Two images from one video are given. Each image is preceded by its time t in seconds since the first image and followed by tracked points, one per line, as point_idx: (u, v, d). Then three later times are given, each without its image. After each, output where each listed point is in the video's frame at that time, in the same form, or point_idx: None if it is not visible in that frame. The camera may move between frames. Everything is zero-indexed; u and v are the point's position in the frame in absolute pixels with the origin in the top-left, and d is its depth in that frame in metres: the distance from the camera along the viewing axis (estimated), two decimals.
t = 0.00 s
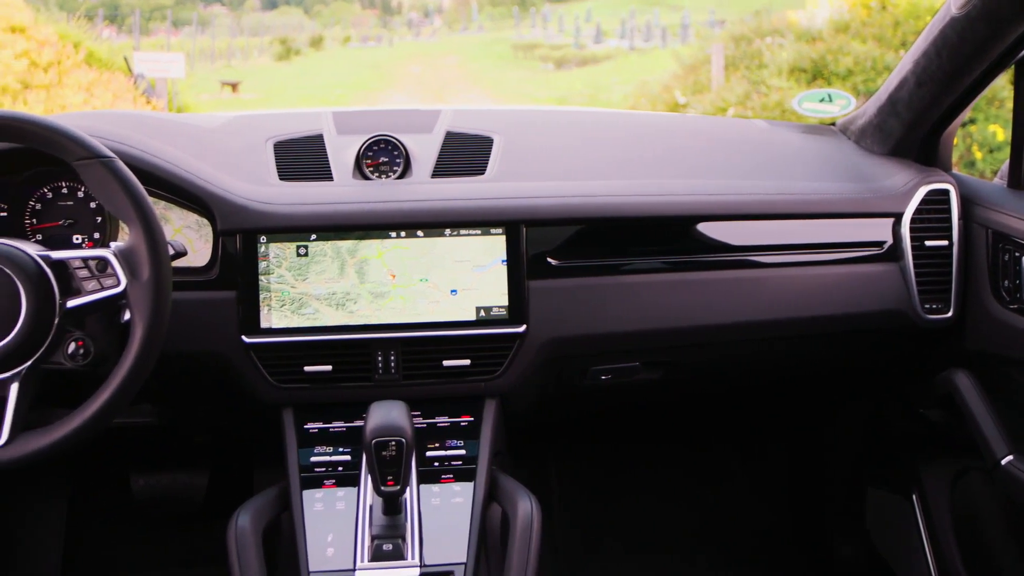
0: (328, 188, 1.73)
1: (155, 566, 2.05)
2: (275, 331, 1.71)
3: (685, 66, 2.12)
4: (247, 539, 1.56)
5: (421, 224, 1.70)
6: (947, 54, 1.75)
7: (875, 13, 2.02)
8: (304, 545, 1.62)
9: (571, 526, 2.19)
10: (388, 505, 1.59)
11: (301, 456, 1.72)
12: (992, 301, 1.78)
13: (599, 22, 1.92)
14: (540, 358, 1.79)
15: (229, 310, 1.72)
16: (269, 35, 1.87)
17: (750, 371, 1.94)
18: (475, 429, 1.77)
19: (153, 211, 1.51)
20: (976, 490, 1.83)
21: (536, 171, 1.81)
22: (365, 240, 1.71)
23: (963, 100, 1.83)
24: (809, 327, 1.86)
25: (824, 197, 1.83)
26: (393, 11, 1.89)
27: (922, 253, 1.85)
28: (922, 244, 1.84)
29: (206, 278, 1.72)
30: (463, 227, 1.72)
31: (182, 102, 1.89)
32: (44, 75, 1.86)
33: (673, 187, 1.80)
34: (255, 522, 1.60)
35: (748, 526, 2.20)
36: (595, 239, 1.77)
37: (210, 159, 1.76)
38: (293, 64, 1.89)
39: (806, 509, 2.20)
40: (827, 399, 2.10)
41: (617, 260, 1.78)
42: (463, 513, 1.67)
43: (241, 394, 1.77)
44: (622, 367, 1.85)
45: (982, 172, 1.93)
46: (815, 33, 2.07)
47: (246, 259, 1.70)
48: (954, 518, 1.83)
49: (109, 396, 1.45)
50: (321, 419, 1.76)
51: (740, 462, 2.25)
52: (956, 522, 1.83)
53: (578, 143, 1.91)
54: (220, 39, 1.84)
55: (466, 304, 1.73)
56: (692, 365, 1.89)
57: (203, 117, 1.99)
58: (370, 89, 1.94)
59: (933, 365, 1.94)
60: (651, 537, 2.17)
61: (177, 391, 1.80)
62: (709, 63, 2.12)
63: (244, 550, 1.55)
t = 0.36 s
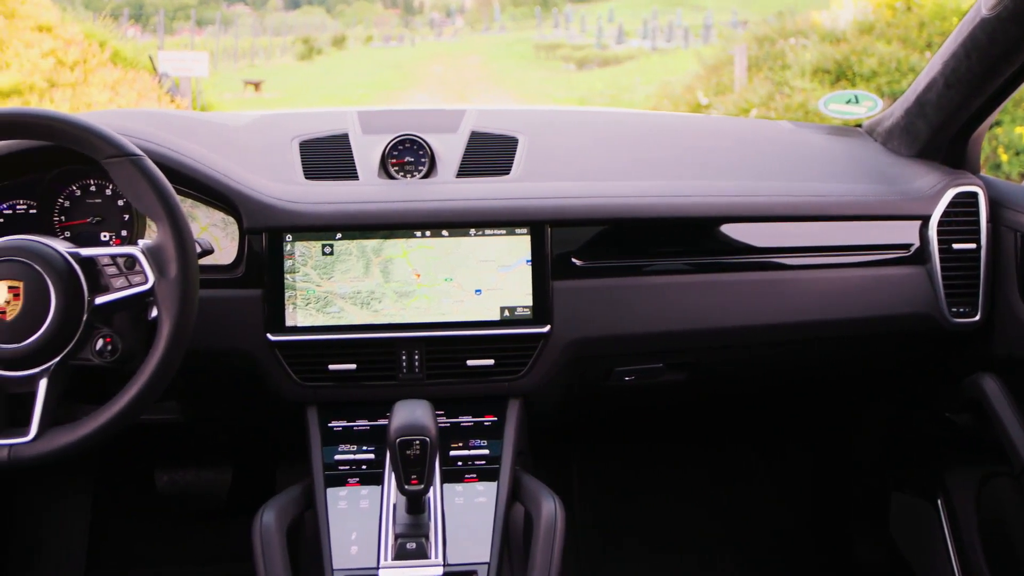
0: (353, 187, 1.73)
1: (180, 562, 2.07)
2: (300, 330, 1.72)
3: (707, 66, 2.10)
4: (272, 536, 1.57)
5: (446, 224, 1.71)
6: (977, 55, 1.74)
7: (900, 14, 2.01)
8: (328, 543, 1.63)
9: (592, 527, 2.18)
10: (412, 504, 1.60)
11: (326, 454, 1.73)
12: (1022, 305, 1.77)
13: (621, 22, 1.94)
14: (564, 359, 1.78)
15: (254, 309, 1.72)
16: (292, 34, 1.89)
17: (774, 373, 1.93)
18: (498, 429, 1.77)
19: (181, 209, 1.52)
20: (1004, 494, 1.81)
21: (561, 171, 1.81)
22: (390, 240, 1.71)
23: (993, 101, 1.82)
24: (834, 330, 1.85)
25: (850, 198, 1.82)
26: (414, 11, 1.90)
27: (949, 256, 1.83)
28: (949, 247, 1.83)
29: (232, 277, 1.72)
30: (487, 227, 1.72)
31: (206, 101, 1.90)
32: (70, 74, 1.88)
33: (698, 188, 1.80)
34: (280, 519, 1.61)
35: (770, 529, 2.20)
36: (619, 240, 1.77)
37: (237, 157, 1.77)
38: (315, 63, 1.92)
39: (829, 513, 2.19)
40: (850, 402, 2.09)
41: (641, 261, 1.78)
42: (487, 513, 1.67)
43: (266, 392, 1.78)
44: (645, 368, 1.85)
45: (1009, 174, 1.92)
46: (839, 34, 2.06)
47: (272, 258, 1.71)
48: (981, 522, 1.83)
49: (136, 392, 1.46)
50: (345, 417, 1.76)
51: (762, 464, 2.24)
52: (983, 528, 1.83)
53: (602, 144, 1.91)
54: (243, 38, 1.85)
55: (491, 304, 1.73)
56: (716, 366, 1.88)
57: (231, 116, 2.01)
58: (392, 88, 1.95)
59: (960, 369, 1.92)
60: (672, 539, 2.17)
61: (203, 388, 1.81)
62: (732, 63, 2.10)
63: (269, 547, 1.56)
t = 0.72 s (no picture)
0: (376, 187, 1.74)
1: (201, 557, 2.09)
2: (323, 329, 1.72)
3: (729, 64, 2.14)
4: (293, 535, 1.57)
5: (468, 224, 1.71)
6: (1006, 57, 1.73)
7: (922, 16, 2.00)
8: (349, 542, 1.63)
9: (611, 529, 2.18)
10: (433, 503, 1.60)
11: (347, 453, 1.74)
12: None
13: (642, 23, 1.96)
14: (586, 359, 1.78)
15: (276, 307, 1.73)
16: (312, 34, 1.89)
17: (796, 375, 1.92)
18: (519, 429, 1.77)
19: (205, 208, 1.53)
20: None
21: (584, 171, 1.81)
22: (412, 239, 1.71)
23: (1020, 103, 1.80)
24: (857, 332, 1.84)
25: (874, 201, 1.81)
26: (435, 11, 1.93)
27: (974, 259, 1.82)
28: (973, 250, 1.82)
29: (254, 275, 1.73)
30: (509, 227, 1.72)
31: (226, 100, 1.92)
32: (94, 72, 1.90)
33: (720, 190, 1.79)
34: (302, 516, 1.62)
35: (790, 532, 2.19)
36: (641, 240, 1.76)
37: (260, 157, 1.78)
38: (336, 63, 1.92)
39: (849, 516, 2.19)
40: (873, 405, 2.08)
41: (662, 261, 1.78)
42: (508, 512, 1.68)
43: (288, 390, 1.79)
44: (667, 370, 1.84)
45: None
46: (860, 36, 2.07)
47: (294, 256, 1.71)
48: (1003, 527, 1.82)
49: (159, 390, 1.47)
50: (366, 416, 1.77)
51: (782, 466, 2.23)
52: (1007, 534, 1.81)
53: (624, 144, 1.90)
54: (263, 37, 1.88)
55: (513, 304, 1.73)
56: (739, 368, 1.88)
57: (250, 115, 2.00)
58: (411, 88, 1.94)
59: (983, 372, 1.91)
60: (691, 542, 2.16)
61: (225, 386, 1.82)
62: (753, 65, 2.11)
63: (290, 545, 1.56)
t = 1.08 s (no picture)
0: (398, 186, 1.74)
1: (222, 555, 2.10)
2: (344, 327, 1.73)
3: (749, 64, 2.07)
4: (315, 531, 1.58)
5: (490, 224, 1.71)
6: None
7: (945, 16, 1.93)
8: (370, 538, 1.65)
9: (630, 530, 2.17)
10: (453, 502, 1.60)
11: (368, 451, 1.75)
12: None
13: (659, 23, 1.97)
14: (607, 359, 1.78)
15: (299, 305, 1.73)
16: (331, 33, 1.90)
17: (818, 377, 1.92)
18: (540, 429, 1.77)
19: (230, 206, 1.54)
20: None
21: (606, 172, 1.81)
22: (434, 239, 1.72)
23: None
24: (880, 335, 1.83)
25: (898, 202, 1.81)
26: (453, 11, 1.93)
27: (999, 262, 1.81)
28: (998, 253, 1.81)
29: (277, 274, 1.73)
30: (531, 227, 1.72)
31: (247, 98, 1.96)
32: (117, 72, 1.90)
33: (742, 191, 1.78)
34: (323, 515, 1.62)
35: (811, 536, 2.18)
36: (663, 241, 1.76)
37: (282, 155, 1.78)
38: (355, 62, 1.93)
39: (870, 520, 2.19)
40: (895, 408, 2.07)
41: (684, 262, 1.78)
42: (528, 512, 1.68)
43: (309, 388, 1.79)
44: (689, 371, 1.84)
45: None
46: (882, 37, 1.99)
47: (317, 255, 1.72)
48: None
49: (182, 387, 1.47)
50: (387, 415, 1.77)
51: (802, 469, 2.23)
52: None
53: (647, 146, 1.89)
54: (283, 37, 1.88)
55: (534, 304, 1.73)
56: (760, 370, 1.88)
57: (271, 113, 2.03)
58: (431, 88, 1.96)
59: (1007, 376, 1.90)
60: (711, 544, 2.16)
61: (247, 384, 1.83)
62: (773, 66, 2.07)
63: (312, 542, 1.57)
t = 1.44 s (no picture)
0: (425, 185, 1.74)
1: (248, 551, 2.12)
2: (370, 326, 1.73)
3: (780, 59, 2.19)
4: (341, 529, 1.59)
5: (516, 224, 1.71)
6: None
7: (973, 18, 2.07)
8: (395, 536, 1.65)
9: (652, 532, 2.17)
10: (478, 501, 1.60)
11: (393, 450, 1.76)
12: None
13: (682, 25, 2.08)
14: (633, 360, 1.78)
15: (325, 304, 1.74)
16: (355, 33, 1.98)
17: (845, 380, 1.91)
18: (565, 430, 1.77)
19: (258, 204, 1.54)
20: None
21: (633, 172, 1.81)
22: (460, 239, 1.72)
23: None
24: (908, 338, 1.82)
25: (927, 205, 1.79)
26: (476, 11, 2.03)
27: None
28: None
29: (304, 272, 1.74)
30: (558, 227, 1.72)
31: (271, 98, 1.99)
32: (143, 69, 2.00)
33: (768, 192, 1.78)
34: (349, 513, 1.63)
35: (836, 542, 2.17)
36: (689, 242, 1.76)
37: (309, 153, 1.79)
38: (379, 62, 2.01)
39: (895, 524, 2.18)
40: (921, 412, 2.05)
41: (710, 264, 1.77)
42: (553, 513, 1.68)
43: (334, 386, 1.80)
44: (714, 373, 1.84)
45: None
46: (909, 37, 2.15)
47: (344, 254, 1.72)
48: None
49: (209, 384, 1.48)
50: (412, 415, 1.78)
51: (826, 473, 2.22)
52: None
53: (673, 147, 1.89)
54: (307, 36, 1.95)
55: (560, 304, 1.73)
56: (786, 372, 1.87)
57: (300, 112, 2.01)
58: (453, 88, 2.01)
59: None
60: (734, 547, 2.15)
61: (273, 381, 1.84)
62: (798, 65, 2.19)
63: (337, 539, 1.58)
